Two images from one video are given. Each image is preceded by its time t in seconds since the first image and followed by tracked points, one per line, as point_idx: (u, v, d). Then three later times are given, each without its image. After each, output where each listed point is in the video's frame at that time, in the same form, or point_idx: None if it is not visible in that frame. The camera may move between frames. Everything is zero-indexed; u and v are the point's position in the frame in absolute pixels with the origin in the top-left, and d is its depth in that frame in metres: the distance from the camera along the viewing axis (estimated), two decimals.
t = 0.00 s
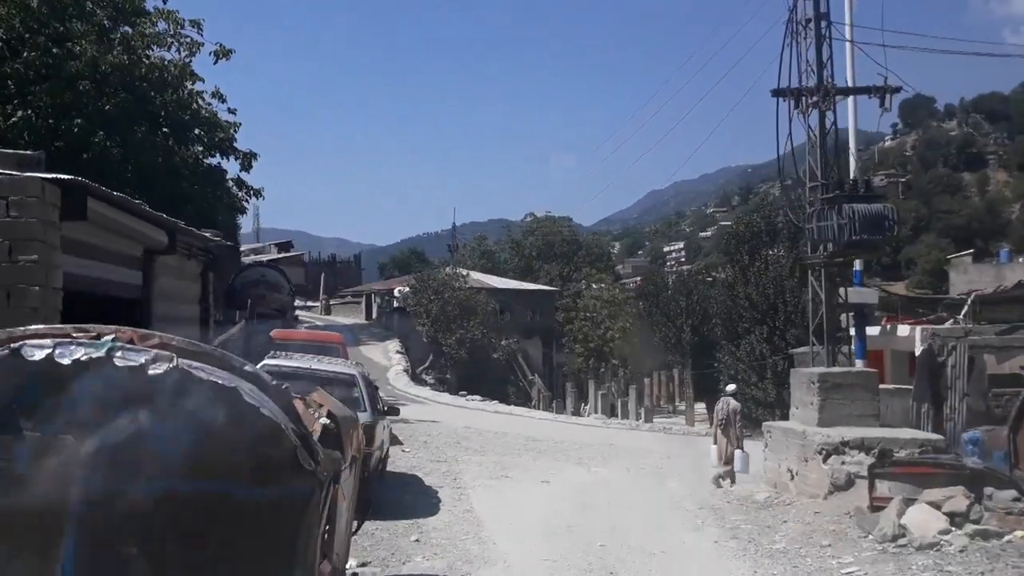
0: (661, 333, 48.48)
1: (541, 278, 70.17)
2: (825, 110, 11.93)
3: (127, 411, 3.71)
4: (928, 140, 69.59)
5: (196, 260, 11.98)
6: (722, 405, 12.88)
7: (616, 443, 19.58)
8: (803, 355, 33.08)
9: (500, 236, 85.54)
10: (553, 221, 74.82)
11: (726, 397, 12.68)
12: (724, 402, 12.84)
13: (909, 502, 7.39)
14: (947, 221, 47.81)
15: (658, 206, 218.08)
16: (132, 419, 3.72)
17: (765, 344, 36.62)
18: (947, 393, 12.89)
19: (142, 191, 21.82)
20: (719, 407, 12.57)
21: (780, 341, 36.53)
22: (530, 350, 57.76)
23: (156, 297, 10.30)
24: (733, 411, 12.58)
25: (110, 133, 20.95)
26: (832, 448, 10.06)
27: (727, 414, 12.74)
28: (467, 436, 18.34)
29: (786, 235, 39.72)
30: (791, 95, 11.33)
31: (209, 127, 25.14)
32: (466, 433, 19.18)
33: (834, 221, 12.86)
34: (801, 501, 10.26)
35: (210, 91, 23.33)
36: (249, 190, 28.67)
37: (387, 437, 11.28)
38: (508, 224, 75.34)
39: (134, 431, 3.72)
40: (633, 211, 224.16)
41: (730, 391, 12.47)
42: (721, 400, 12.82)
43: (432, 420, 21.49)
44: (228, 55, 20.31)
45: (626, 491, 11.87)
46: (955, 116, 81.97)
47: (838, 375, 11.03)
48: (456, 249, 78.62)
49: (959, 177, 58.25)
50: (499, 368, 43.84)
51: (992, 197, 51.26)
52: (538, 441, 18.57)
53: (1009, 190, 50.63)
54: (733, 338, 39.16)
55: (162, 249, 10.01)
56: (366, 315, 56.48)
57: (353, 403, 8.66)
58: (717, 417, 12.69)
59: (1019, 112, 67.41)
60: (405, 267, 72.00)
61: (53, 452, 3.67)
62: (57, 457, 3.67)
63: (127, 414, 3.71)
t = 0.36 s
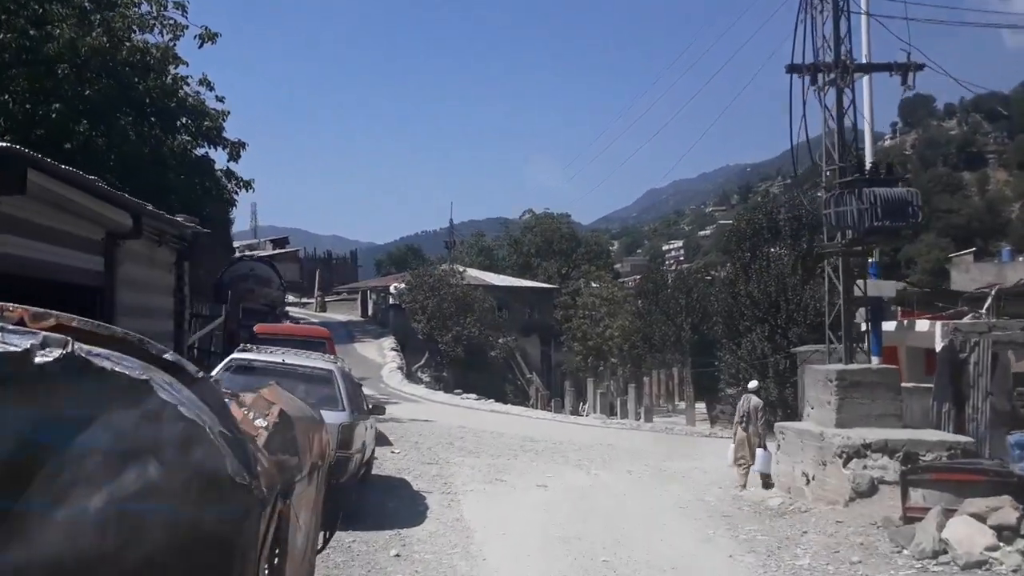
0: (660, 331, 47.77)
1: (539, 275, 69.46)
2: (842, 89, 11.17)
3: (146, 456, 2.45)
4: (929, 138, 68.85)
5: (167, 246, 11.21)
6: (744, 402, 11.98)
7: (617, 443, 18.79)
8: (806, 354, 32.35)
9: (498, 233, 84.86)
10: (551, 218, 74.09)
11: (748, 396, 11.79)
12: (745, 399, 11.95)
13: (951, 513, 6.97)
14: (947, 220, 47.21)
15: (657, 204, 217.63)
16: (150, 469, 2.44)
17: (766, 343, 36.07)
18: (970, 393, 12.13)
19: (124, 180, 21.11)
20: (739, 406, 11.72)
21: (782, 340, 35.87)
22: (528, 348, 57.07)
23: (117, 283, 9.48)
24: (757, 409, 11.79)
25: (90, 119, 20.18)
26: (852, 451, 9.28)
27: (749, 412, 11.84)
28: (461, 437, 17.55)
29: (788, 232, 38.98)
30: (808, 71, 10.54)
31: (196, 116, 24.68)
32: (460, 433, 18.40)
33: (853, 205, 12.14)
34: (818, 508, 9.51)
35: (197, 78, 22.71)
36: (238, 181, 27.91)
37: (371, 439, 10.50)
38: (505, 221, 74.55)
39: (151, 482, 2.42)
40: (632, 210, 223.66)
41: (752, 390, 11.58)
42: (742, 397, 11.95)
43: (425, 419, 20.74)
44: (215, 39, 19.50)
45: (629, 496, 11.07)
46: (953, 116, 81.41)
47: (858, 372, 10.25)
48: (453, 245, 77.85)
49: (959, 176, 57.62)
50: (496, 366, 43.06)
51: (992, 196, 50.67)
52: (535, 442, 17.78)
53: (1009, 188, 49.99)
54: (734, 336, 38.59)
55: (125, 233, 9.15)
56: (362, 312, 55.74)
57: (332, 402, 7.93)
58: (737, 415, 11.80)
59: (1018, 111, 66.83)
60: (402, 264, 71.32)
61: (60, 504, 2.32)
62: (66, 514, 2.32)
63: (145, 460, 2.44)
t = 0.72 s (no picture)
0: (659, 330, 47.08)
1: (537, 274, 68.66)
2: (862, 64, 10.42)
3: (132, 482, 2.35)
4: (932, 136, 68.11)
5: (138, 231, 10.41)
6: (774, 401, 10.96)
7: (617, 444, 18.06)
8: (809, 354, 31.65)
9: (495, 231, 84.01)
10: (550, 216, 73.33)
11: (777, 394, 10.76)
12: (776, 397, 10.92)
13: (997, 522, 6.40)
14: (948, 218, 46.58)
15: (655, 204, 216.82)
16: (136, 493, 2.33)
17: (767, 342, 35.48)
18: (994, 391, 11.41)
19: (109, 172, 20.36)
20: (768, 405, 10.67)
21: (783, 339, 35.28)
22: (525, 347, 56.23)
23: (80, 270, 8.75)
24: (786, 410, 10.78)
25: (70, 106, 19.55)
26: (878, 454, 8.53)
27: (779, 410, 10.83)
28: (454, 437, 16.79)
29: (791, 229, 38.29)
30: (828, 45, 9.80)
31: (184, 104, 23.84)
32: (454, 433, 17.64)
33: (875, 186, 11.61)
34: (837, 516, 8.79)
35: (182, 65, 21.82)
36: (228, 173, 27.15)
37: (354, 439, 9.75)
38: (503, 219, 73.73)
39: (137, 504, 2.31)
40: (630, 209, 222.76)
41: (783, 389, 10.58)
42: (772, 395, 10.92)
43: (418, 418, 20.00)
44: (200, 22, 18.68)
45: (633, 501, 10.34)
46: (953, 116, 80.63)
47: (880, 369, 9.48)
48: (450, 243, 77.05)
49: (959, 177, 57.06)
50: (494, 365, 42.34)
51: (993, 195, 50.02)
52: (531, 443, 17.01)
53: (1010, 188, 49.36)
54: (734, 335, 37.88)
55: (86, 215, 8.42)
56: (357, 310, 54.96)
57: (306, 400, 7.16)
58: (766, 415, 10.77)
59: (1018, 111, 66.21)
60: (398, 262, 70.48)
61: (51, 522, 2.21)
62: (55, 533, 2.20)
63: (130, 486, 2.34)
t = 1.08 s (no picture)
0: (658, 328, 46.37)
1: (536, 271, 67.89)
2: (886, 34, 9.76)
3: None
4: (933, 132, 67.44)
5: (101, 215, 9.61)
6: (797, 400, 10.41)
7: (620, 445, 17.24)
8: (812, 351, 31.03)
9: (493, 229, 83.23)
10: (548, 213, 72.53)
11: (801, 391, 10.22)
12: (799, 397, 10.38)
13: None
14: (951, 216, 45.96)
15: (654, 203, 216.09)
16: None
17: (768, 340, 34.93)
18: None
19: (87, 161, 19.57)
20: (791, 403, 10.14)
21: (786, 337, 34.70)
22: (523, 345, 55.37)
23: (31, 254, 7.99)
24: (810, 409, 10.23)
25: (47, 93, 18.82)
26: (908, 457, 7.75)
27: (802, 409, 10.25)
28: (447, 437, 15.97)
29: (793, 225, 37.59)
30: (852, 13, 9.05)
31: (170, 93, 22.95)
32: (447, 433, 16.82)
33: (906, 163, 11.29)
34: (864, 524, 8.02)
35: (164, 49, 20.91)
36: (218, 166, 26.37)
37: (337, 438, 8.97)
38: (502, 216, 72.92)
39: None
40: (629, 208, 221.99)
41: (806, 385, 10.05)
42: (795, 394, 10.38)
43: (411, 418, 19.24)
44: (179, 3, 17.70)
45: (639, 507, 9.55)
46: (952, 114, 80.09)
47: (908, 363, 8.71)
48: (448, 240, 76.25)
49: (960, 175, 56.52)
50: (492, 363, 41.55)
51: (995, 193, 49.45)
52: (528, 443, 16.16)
53: (1011, 186, 48.77)
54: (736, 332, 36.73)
55: (34, 194, 7.65)
56: (353, 308, 54.17)
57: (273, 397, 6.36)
58: (788, 413, 10.20)
59: (1018, 109, 65.70)
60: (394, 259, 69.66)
61: None
62: None
63: None
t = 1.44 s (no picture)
0: (658, 326, 45.56)
1: (535, 269, 67.12)
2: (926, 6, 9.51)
3: None
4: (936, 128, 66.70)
5: (62, 194, 8.82)
6: (829, 399, 9.59)
7: (624, 446, 16.44)
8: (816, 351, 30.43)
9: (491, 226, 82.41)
10: (548, 210, 71.71)
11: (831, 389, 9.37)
12: (829, 395, 9.52)
13: None
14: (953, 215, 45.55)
15: (653, 202, 215.34)
16: None
17: (771, 338, 34.39)
18: None
19: (68, 147, 18.85)
20: (820, 402, 9.36)
21: (790, 336, 34.17)
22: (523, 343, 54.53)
23: None
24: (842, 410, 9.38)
25: (28, 78, 18.28)
26: (953, 461, 6.97)
27: (834, 408, 9.38)
28: (442, 438, 15.17)
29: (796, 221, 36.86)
30: None
31: (156, 80, 22.27)
32: (443, 433, 16.02)
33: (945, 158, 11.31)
34: (901, 537, 7.26)
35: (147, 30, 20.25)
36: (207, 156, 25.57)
37: (320, 440, 8.17)
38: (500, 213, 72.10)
39: None
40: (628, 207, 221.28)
41: (836, 382, 9.26)
42: (826, 392, 9.52)
43: (404, 416, 18.45)
44: None
45: (647, 515, 8.80)
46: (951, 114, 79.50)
47: (947, 358, 7.92)
48: (447, 238, 75.39)
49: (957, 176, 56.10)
50: (490, 362, 40.79)
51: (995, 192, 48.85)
52: (527, 444, 15.35)
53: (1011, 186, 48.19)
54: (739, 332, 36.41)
55: None
56: (350, 305, 53.39)
57: (236, 393, 5.54)
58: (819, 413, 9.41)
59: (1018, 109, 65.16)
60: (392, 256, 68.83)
61: None
62: None
63: None
